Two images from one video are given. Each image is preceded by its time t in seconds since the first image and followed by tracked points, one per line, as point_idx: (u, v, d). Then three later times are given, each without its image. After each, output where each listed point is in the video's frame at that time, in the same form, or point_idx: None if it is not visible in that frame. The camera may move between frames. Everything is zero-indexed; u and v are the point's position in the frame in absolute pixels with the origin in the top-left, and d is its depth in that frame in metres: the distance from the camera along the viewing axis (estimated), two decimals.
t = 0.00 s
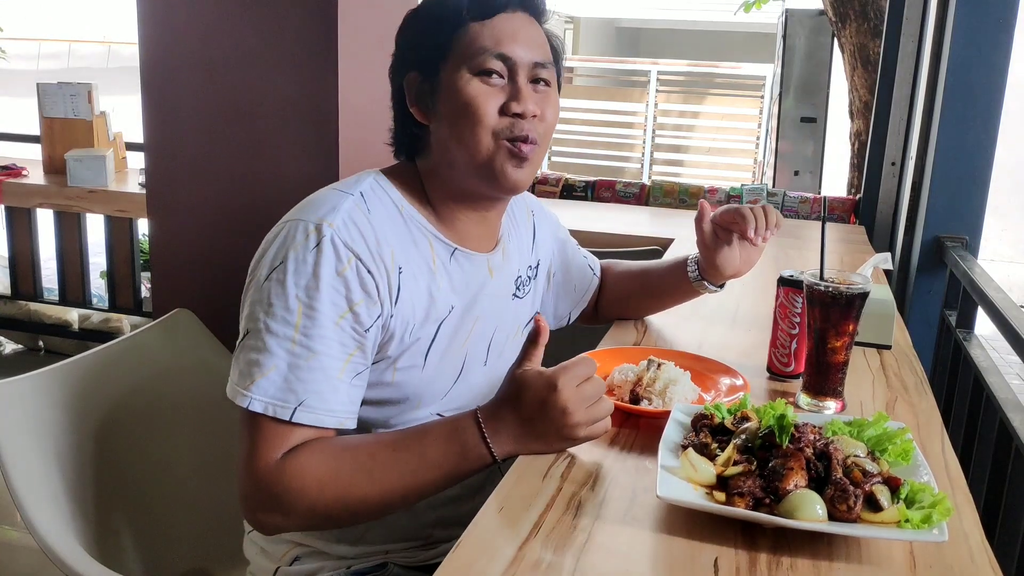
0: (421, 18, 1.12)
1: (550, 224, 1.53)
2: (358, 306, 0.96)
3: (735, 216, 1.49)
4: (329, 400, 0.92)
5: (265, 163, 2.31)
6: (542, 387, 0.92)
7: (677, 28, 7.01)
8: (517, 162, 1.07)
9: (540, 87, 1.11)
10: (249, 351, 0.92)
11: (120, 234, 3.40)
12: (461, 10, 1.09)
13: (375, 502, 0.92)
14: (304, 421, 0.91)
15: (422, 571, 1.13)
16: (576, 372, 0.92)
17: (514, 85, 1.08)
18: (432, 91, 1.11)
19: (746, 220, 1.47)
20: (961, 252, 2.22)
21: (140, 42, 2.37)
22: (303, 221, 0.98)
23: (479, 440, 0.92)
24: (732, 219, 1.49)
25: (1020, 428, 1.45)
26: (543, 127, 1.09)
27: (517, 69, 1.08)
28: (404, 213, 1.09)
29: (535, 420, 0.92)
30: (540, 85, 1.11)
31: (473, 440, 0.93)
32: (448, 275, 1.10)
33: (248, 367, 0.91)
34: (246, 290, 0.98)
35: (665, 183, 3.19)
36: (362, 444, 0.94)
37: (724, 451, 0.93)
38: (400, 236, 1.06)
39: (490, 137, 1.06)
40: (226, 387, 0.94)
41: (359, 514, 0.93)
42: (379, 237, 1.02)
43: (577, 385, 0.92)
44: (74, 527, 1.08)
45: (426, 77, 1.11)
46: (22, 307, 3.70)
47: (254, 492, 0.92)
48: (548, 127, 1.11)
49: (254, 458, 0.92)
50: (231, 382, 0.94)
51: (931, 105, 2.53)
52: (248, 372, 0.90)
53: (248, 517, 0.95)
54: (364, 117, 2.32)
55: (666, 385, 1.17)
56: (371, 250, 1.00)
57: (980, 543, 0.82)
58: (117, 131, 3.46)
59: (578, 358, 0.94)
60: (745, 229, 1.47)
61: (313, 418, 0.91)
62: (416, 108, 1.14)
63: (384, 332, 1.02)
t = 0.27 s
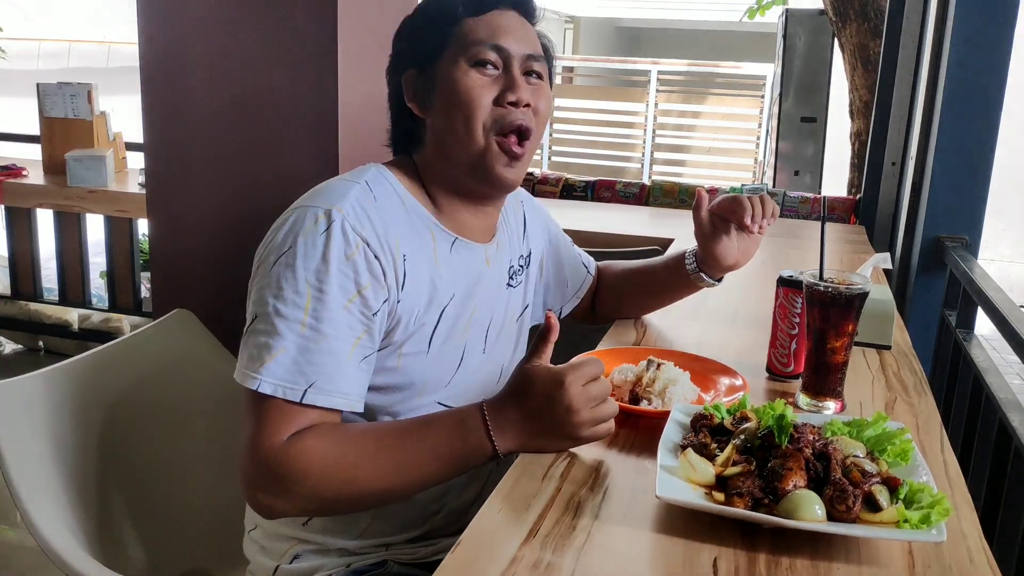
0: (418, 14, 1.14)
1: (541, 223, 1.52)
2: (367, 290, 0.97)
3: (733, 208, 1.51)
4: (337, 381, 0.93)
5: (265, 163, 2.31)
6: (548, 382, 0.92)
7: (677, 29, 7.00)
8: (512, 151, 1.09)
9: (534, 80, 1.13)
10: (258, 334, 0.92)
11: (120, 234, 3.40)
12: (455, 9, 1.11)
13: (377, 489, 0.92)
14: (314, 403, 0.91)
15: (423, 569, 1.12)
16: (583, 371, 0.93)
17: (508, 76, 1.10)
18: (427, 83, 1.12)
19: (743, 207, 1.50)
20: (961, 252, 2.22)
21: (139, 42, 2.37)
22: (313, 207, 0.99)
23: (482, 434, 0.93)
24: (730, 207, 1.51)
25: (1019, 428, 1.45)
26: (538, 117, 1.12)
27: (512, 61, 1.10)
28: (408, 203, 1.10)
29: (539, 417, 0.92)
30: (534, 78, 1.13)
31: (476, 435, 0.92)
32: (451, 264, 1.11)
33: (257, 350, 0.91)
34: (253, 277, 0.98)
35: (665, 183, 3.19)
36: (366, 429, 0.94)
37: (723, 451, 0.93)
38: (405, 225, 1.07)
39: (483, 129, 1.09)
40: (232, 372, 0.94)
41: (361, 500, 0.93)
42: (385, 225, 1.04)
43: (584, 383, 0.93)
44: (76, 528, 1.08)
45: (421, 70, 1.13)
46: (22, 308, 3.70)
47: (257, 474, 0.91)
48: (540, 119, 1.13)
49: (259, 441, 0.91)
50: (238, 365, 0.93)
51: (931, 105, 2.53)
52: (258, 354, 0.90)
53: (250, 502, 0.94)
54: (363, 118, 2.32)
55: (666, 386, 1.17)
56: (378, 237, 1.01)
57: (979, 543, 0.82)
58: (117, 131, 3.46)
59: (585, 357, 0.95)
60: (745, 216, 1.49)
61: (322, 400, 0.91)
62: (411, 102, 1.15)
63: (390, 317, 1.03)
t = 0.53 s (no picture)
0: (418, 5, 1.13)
1: (533, 223, 1.51)
2: (353, 293, 0.97)
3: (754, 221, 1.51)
4: (328, 384, 0.93)
5: (265, 164, 2.31)
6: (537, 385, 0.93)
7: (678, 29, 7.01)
8: (512, 151, 1.11)
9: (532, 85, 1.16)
10: (247, 341, 0.93)
11: (120, 234, 3.40)
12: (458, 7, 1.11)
13: (374, 491, 0.93)
14: (305, 407, 0.91)
15: (421, 569, 1.12)
16: (576, 372, 0.94)
17: (511, 78, 1.11)
18: (427, 79, 1.11)
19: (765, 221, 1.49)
20: (960, 253, 2.23)
21: (140, 43, 2.37)
22: (298, 212, 0.99)
23: (476, 438, 0.93)
24: (754, 218, 1.51)
25: (1017, 430, 1.45)
26: (535, 119, 1.14)
27: (513, 62, 1.12)
28: (394, 205, 1.10)
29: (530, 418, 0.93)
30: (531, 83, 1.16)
31: (470, 437, 0.93)
32: (439, 265, 1.11)
33: (246, 357, 0.91)
34: (240, 282, 0.98)
35: (665, 184, 3.19)
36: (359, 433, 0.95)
37: (722, 453, 0.93)
38: (393, 227, 1.07)
39: (489, 125, 1.09)
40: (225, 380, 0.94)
41: (358, 502, 0.93)
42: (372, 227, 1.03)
43: (576, 385, 0.94)
44: (75, 530, 1.09)
45: (421, 68, 1.11)
46: (23, 308, 3.71)
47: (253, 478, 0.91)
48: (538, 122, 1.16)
49: (254, 445, 0.91)
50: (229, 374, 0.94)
51: (930, 106, 2.54)
52: (247, 361, 0.90)
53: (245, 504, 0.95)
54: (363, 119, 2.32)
55: (665, 388, 1.18)
56: (365, 239, 1.01)
57: (975, 544, 0.83)
58: (117, 132, 3.46)
59: (577, 359, 0.96)
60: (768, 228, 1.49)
61: (313, 404, 0.92)
62: (406, 99, 1.13)
63: (379, 319, 1.03)
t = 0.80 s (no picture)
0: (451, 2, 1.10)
1: (530, 210, 1.50)
2: (361, 291, 0.98)
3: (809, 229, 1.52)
4: (334, 382, 0.93)
5: (266, 165, 2.32)
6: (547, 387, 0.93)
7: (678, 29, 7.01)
8: (531, 168, 1.15)
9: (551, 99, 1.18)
10: (254, 337, 0.93)
11: (121, 234, 3.41)
12: (499, 17, 1.10)
13: (375, 492, 0.93)
14: (309, 404, 0.92)
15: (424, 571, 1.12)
16: (584, 375, 0.94)
17: (540, 96, 1.13)
18: (460, 86, 1.10)
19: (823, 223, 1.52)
20: (959, 254, 2.23)
21: (142, 45, 2.38)
22: (306, 210, 1.00)
23: (482, 440, 0.94)
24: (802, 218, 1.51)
25: (1017, 431, 1.46)
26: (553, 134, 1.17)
27: (541, 77, 1.14)
28: (400, 204, 1.11)
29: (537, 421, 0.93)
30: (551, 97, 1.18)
31: (476, 438, 0.94)
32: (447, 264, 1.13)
33: (253, 353, 0.92)
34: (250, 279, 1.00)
35: (665, 185, 3.19)
36: (362, 433, 0.95)
37: (722, 454, 0.94)
38: (399, 226, 1.08)
39: (519, 146, 1.12)
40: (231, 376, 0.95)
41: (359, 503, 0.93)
42: (379, 226, 1.05)
43: (584, 388, 0.94)
44: (78, 531, 1.09)
45: (459, 75, 1.10)
46: (25, 309, 3.73)
47: (254, 477, 0.91)
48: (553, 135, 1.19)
49: (256, 443, 0.91)
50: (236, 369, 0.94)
51: (930, 107, 2.54)
52: (254, 357, 0.91)
53: (243, 502, 0.94)
54: (365, 120, 2.32)
55: (665, 389, 1.18)
56: (372, 238, 1.02)
57: (973, 545, 0.83)
58: (119, 133, 3.47)
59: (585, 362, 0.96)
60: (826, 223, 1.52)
61: (318, 400, 0.92)
62: (437, 102, 1.12)
63: (385, 317, 1.04)
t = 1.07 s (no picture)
0: (487, 6, 1.11)
1: (558, 211, 1.50)
2: (378, 289, 0.98)
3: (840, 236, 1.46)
4: (343, 378, 0.93)
5: (267, 166, 2.32)
6: (552, 391, 0.95)
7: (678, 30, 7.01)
8: (568, 167, 1.17)
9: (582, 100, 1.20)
10: (269, 327, 0.94)
11: (121, 234, 3.41)
12: (537, 20, 1.12)
13: (378, 486, 0.92)
14: (316, 397, 0.91)
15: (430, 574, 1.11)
16: (587, 380, 0.96)
17: (574, 98, 1.15)
18: (498, 87, 1.12)
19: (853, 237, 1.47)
20: (959, 254, 2.23)
21: (143, 45, 2.38)
22: (331, 206, 1.01)
23: (485, 440, 0.94)
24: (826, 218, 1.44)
25: (1016, 432, 1.46)
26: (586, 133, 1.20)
27: (574, 80, 1.16)
28: (426, 204, 1.12)
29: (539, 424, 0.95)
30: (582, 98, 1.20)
31: (479, 438, 0.94)
32: (469, 267, 1.13)
33: (267, 342, 0.92)
34: (272, 271, 1.00)
35: (666, 185, 3.19)
36: (369, 427, 0.95)
37: (722, 454, 0.94)
38: (421, 226, 1.09)
39: (557, 146, 1.14)
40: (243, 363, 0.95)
41: (361, 497, 0.92)
42: (402, 225, 1.05)
43: (588, 393, 0.96)
44: (79, 531, 1.09)
45: (497, 77, 1.11)
46: (26, 309, 3.75)
47: (257, 465, 0.90)
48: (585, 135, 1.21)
49: (261, 431, 0.91)
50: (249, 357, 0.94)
51: (930, 107, 2.54)
52: (267, 346, 0.91)
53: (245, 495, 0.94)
54: (365, 121, 2.33)
55: (665, 389, 1.19)
56: (394, 238, 1.03)
57: (973, 545, 0.84)
58: (119, 133, 3.47)
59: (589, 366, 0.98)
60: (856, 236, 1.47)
61: (325, 394, 0.92)
62: (475, 103, 1.13)
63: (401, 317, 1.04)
